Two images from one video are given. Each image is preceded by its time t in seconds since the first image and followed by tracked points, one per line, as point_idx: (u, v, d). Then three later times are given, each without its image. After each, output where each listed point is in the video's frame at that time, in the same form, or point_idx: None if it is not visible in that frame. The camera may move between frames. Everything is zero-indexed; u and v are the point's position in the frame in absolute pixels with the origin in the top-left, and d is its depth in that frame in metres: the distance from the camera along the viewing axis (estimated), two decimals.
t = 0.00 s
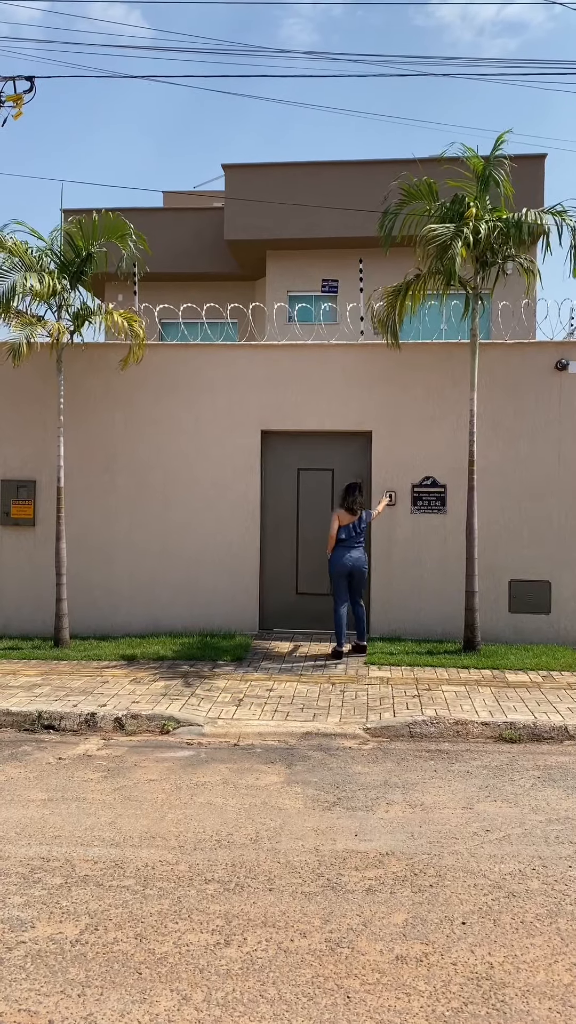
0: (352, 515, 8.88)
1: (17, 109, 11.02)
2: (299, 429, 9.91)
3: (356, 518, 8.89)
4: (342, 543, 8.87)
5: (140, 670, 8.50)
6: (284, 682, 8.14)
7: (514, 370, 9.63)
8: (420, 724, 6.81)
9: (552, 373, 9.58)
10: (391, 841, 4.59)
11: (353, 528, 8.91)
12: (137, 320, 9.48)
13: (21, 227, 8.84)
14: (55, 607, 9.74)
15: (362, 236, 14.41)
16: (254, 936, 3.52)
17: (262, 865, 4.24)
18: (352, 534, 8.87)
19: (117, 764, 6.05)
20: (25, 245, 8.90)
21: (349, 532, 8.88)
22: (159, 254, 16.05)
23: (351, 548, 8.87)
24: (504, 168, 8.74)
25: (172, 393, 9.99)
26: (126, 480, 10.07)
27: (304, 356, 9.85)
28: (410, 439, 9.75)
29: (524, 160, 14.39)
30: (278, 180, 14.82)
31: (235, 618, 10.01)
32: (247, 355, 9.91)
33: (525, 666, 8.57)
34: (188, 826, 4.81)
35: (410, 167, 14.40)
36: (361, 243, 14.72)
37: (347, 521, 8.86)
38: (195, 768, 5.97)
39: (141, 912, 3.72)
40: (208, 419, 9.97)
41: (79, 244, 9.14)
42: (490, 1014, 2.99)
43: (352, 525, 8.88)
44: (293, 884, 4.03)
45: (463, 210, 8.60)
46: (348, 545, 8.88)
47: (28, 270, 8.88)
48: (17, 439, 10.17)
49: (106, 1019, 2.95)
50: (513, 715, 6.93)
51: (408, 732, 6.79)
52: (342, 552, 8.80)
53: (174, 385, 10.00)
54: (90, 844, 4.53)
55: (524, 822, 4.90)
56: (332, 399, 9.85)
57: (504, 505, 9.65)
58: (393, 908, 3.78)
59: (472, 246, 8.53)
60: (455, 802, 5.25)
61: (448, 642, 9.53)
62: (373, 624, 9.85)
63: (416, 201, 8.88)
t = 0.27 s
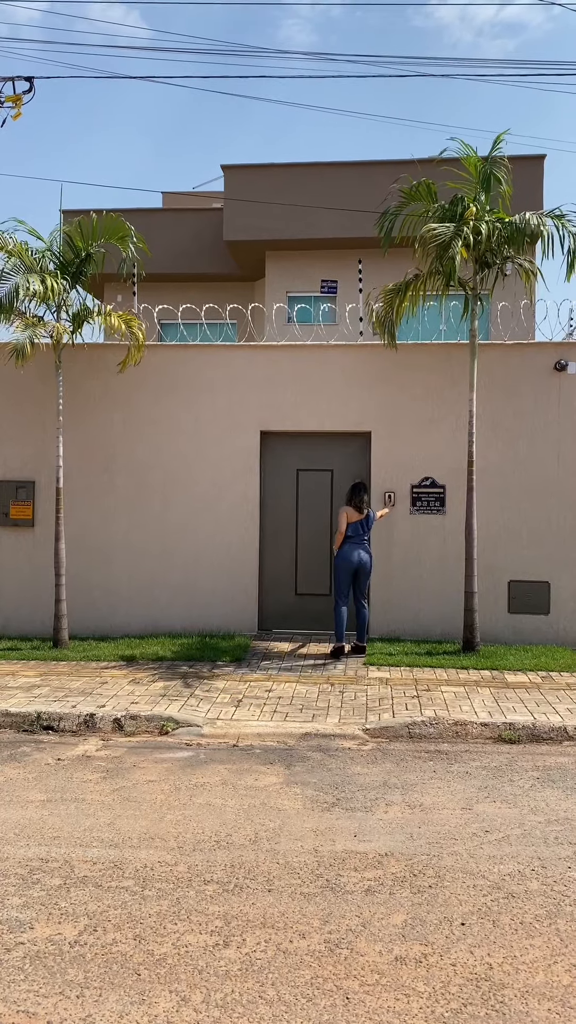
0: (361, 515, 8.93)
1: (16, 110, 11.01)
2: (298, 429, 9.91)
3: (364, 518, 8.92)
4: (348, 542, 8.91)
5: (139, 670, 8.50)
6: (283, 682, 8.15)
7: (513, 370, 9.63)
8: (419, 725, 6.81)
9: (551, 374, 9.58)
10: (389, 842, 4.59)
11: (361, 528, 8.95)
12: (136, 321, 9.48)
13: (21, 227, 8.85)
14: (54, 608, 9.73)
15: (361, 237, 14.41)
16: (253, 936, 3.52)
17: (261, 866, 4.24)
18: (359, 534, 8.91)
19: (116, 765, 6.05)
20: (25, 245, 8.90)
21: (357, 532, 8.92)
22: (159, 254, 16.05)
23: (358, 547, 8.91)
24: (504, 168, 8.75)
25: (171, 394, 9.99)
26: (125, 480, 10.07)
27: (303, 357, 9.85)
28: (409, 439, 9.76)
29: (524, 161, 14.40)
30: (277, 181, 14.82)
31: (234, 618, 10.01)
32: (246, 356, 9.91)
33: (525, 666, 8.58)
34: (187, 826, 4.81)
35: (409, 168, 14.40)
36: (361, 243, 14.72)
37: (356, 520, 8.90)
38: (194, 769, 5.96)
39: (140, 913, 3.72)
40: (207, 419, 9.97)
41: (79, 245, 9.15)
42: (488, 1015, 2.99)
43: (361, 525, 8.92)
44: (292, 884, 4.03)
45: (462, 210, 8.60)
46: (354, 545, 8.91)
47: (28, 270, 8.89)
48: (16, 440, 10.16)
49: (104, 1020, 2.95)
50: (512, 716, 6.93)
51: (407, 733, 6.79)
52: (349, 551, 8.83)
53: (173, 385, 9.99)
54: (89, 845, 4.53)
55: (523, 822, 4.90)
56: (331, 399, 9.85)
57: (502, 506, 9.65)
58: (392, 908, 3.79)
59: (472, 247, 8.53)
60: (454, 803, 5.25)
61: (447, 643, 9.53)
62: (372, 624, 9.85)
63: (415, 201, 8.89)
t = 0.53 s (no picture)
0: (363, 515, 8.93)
1: (15, 110, 11.01)
2: (297, 429, 9.91)
3: (365, 518, 8.93)
4: (349, 542, 8.90)
5: (138, 670, 8.50)
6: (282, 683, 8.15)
7: (512, 370, 9.63)
8: (418, 725, 6.81)
9: (550, 374, 9.58)
10: (388, 842, 4.59)
11: (362, 528, 8.95)
12: (135, 321, 9.47)
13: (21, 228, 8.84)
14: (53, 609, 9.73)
15: (359, 237, 14.42)
16: (251, 937, 3.52)
17: (260, 866, 4.23)
18: (361, 534, 8.92)
19: (114, 765, 6.05)
20: (24, 246, 8.90)
21: (358, 532, 8.92)
22: (157, 255, 16.05)
23: (359, 547, 8.91)
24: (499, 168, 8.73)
25: (170, 394, 9.99)
26: (124, 480, 10.06)
27: (302, 357, 9.85)
28: (408, 440, 9.75)
29: (522, 161, 14.41)
30: (276, 181, 14.83)
31: (233, 618, 10.00)
32: (245, 356, 9.91)
33: (524, 667, 8.58)
34: (185, 827, 4.81)
35: (407, 168, 14.41)
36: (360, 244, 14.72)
37: (357, 520, 8.90)
38: (193, 769, 5.96)
39: (139, 913, 3.72)
40: (206, 419, 9.97)
41: (78, 246, 9.12)
42: (487, 1015, 2.99)
43: (362, 525, 8.92)
44: (291, 885, 4.03)
45: (460, 213, 8.61)
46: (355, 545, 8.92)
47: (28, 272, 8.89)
48: (15, 440, 10.16)
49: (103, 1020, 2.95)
50: (511, 716, 6.93)
51: (406, 733, 6.79)
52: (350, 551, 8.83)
53: (172, 385, 9.99)
54: (88, 845, 4.53)
55: (522, 822, 4.90)
56: (329, 399, 9.84)
57: (501, 506, 9.65)
58: (391, 908, 3.79)
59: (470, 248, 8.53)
60: (452, 803, 5.25)
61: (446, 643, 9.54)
62: (371, 624, 9.85)
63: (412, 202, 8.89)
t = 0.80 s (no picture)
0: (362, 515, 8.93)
1: (13, 110, 11.00)
2: (295, 430, 9.91)
3: (365, 518, 8.93)
4: (348, 542, 8.90)
5: (136, 670, 8.50)
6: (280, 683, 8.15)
7: (510, 371, 9.63)
8: (416, 725, 6.81)
9: (548, 374, 9.58)
10: (387, 842, 4.59)
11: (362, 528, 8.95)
12: (134, 321, 9.47)
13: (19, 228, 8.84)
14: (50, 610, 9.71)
15: (358, 238, 14.42)
16: (250, 937, 3.52)
17: (259, 867, 4.23)
18: (360, 534, 8.92)
19: (113, 766, 6.04)
20: (22, 246, 8.89)
21: (358, 532, 8.92)
22: (156, 255, 16.05)
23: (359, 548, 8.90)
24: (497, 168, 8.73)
25: (168, 394, 9.98)
26: (122, 480, 10.06)
27: (300, 357, 9.85)
28: (406, 440, 9.76)
29: (521, 162, 14.41)
30: (274, 182, 14.83)
31: (232, 618, 10.00)
32: (243, 356, 9.91)
33: (522, 667, 8.58)
34: (184, 827, 4.81)
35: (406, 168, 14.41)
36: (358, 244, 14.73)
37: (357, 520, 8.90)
38: (191, 769, 5.96)
39: (137, 913, 3.72)
40: (205, 420, 9.96)
41: (77, 246, 9.11)
42: (486, 1016, 2.99)
43: (361, 525, 8.93)
44: (290, 885, 4.03)
45: (457, 214, 8.62)
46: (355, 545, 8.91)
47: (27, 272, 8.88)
48: (13, 441, 10.15)
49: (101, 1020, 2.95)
50: (509, 716, 6.93)
51: (404, 733, 6.79)
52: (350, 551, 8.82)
53: (170, 385, 9.99)
54: (86, 845, 4.52)
55: (520, 822, 4.91)
56: (328, 399, 9.84)
57: (499, 506, 9.65)
58: (389, 908, 3.79)
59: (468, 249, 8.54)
60: (451, 804, 5.25)
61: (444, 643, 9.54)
62: (370, 625, 9.85)
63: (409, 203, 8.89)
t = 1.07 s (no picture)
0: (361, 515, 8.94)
1: (11, 111, 10.99)
2: (293, 430, 9.91)
3: (364, 519, 8.93)
4: (347, 542, 8.90)
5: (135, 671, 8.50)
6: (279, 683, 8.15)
7: (509, 370, 9.64)
8: (415, 725, 6.81)
9: (546, 374, 9.58)
10: (385, 842, 4.59)
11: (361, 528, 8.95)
12: (132, 321, 9.46)
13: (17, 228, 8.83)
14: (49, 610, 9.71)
15: (356, 238, 14.43)
16: (248, 937, 3.52)
17: (258, 867, 4.23)
18: (359, 534, 8.92)
19: (111, 766, 6.04)
20: (20, 246, 8.88)
21: (356, 532, 8.92)
22: (154, 255, 16.05)
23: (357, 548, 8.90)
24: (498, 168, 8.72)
25: (167, 394, 9.98)
26: (120, 480, 10.05)
27: (299, 357, 9.85)
28: (405, 440, 9.76)
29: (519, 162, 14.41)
30: (272, 182, 14.83)
31: (230, 618, 9.99)
32: (241, 356, 9.90)
33: (520, 667, 8.58)
34: (182, 827, 4.81)
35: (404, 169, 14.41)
36: (356, 244, 14.73)
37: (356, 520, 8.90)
38: (190, 770, 5.96)
39: (135, 914, 3.72)
40: (203, 420, 9.96)
41: (75, 246, 9.11)
42: (484, 1017, 2.99)
43: (360, 525, 8.93)
44: (288, 886, 4.02)
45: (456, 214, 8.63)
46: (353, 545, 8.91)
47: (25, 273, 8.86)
48: (12, 441, 10.14)
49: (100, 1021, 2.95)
50: (508, 716, 6.93)
51: (403, 733, 6.79)
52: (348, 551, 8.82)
53: (168, 385, 9.98)
54: (85, 846, 4.52)
55: (519, 822, 4.91)
56: (326, 399, 9.84)
57: (498, 506, 9.66)
58: (387, 908, 3.79)
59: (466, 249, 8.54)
60: (449, 803, 5.25)
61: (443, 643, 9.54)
62: (368, 625, 9.85)
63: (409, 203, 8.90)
